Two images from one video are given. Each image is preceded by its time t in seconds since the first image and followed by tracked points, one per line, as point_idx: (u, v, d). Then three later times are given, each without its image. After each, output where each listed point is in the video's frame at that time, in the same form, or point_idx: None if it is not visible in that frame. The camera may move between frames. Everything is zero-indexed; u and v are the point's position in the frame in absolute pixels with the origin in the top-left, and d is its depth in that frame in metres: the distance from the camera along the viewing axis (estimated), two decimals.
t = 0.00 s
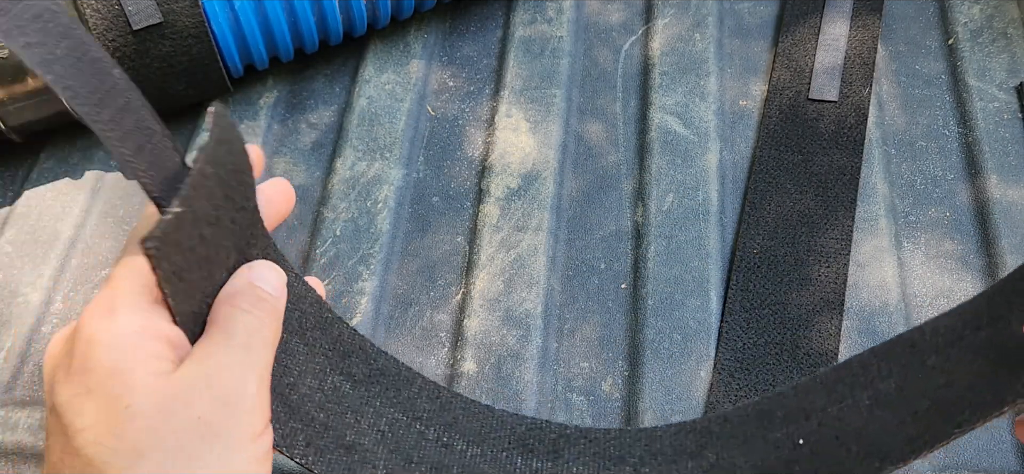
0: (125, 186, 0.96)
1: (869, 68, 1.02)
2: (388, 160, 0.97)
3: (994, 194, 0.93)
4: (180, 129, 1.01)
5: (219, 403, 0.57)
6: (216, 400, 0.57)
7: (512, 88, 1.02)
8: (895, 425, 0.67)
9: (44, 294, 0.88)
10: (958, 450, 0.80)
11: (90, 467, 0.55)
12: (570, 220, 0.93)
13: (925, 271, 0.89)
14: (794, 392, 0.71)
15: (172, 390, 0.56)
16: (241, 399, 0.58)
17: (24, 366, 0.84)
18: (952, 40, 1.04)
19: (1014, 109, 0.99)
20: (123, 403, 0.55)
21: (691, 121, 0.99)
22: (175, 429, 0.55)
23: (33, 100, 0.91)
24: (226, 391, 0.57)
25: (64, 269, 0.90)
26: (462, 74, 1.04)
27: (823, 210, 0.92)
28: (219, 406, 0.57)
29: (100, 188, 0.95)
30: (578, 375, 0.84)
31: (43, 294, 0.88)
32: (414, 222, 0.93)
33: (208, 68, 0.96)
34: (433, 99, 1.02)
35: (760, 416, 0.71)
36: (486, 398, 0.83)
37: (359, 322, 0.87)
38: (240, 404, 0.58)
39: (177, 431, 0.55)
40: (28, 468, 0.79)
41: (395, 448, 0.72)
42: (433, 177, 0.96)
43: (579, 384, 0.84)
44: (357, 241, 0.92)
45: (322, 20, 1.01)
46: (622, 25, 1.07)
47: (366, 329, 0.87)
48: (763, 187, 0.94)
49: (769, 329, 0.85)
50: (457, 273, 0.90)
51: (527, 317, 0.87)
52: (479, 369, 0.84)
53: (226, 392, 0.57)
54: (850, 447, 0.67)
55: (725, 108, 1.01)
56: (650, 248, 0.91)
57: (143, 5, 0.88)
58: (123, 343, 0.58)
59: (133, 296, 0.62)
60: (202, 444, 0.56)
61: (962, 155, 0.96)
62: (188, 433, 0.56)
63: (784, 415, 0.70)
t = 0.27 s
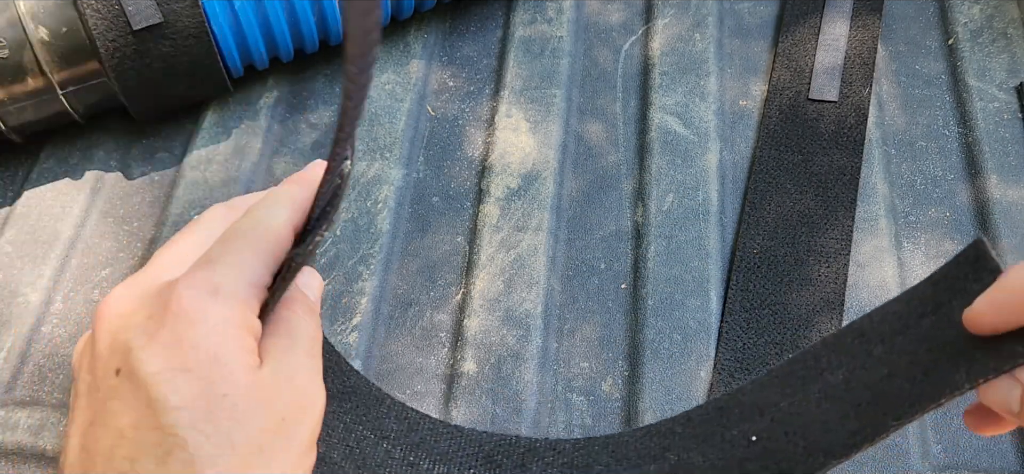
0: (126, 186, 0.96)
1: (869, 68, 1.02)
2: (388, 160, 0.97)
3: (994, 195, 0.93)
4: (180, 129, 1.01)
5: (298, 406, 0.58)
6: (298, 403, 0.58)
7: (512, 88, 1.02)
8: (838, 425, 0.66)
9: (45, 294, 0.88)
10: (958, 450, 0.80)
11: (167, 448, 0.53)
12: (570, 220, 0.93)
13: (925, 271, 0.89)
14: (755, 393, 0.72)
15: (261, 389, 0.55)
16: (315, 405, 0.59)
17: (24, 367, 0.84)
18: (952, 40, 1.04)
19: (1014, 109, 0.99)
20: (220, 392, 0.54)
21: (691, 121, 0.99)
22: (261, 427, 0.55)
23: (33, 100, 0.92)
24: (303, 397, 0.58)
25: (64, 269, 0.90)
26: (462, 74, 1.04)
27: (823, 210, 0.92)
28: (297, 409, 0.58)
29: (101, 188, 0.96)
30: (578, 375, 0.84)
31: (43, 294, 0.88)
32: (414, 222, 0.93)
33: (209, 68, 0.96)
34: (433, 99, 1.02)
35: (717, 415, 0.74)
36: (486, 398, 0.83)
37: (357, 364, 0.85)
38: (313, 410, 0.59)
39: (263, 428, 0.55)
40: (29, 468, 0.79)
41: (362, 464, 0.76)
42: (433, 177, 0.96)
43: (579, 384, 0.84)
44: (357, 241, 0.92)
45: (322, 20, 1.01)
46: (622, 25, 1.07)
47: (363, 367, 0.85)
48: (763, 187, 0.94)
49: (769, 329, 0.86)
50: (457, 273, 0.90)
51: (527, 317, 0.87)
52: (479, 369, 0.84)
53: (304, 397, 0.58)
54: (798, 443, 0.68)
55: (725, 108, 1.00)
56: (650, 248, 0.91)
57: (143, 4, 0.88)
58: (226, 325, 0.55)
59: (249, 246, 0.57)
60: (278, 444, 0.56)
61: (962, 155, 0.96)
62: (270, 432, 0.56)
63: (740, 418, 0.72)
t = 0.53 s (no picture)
0: (126, 186, 0.96)
1: (869, 68, 1.02)
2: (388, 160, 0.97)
3: (994, 195, 0.93)
4: (180, 129, 1.01)
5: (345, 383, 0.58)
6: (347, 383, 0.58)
7: (512, 88, 1.02)
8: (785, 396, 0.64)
9: (45, 294, 0.88)
10: (958, 450, 0.80)
11: (230, 418, 0.52)
12: (570, 220, 0.93)
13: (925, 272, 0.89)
14: (714, 383, 0.71)
15: (319, 367, 0.55)
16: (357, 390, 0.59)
17: (24, 367, 0.84)
18: (952, 40, 1.04)
19: (1014, 109, 0.99)
20: (287, 369, 0.53)
21: (691, 121, 0.99)
22: (316, 406, 0.55)
23: (33, 100, 0.92)
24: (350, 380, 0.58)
25: (64, 269, 0.90)
26: (462, 74, 1.04)
27: (823, 210, 0.92)
28: (344, 391, 0.58)
29: (101, 188, 0.96)
30: (578, 375, 0.84)
31: (44, 294, 0.88)
32: (414, 222, 0.93)
33: (209, 68, 0.96)
34: (433, 99, 1.02)
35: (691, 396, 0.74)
36: (485, 398, 0.83)
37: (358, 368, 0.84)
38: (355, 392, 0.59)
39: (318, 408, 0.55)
40: (29, 468, 0.79)
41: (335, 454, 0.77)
42: (433, 177, 0.96)
43: (579, 384, 0.84)
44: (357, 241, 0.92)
45: (322, 20, 1.01)
46: (622, 25, 1.07)
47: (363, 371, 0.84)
48: (763, 187, 0.94)
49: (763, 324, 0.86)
50: (457, 273, 0.90)
51: (527, 317, 0.87)
52: (479, 369, 0.84)
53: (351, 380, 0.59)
54: (747, 422, 0.65)
55: (725, 108, 1.00)
56: (649, 248, 0.91)
57: (143, 4, 0.88)
58: (301, 299, 0.53)
59: (315, 199, 0.55)
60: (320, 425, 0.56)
61: (962, 155, 0.96)
62: (319, 412, 0.56)
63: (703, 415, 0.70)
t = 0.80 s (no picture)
0: (126, 186, 0.96)
1: (869, 68, 1.02)
2: (388, 160, 0.97)
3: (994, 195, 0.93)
4: (180, 129, 1.01)
5: (318, 342, 0.56)
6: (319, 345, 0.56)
7: (512, 88, 1.02)
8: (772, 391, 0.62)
9: (45, 294, 0.88)
10: (958, 449, 0.80)
11: (189, 386, 0.54)
12: (570, 220, 0.93)
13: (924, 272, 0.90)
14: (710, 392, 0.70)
15: (286, 329, 0.54)
16: (337, 348, 0.57)
17: (24, 367, 0.84)
18: (953, 40, 1.04)
19: (1014, 109, 0.99)
20: (243, 334, 0.53)
21: (691, 121, 0.99)
22: (281, 371, 0.54)
23: (32, 100, 0.92)
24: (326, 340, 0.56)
25: (63, 270, 0.90)
26: (462, 74, 1.04)
27: (823, 210, 0.92)
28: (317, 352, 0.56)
29: (101, 188, 0.95)
30: (578, 375, 0.84)
31: (43, 293, 0.88)
32: (414, 222, 0.93)
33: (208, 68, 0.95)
34: (433, 98, 1.02)
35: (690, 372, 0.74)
36: (485, 398, 0.83)
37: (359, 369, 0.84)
38: (336, 350, 0.57)
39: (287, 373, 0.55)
40: (29, 468, 0.79)
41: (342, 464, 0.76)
42: (433, 177, 0.96)
43: (579, 384, 0.84)
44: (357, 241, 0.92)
45: (322, 20, 1.01)
46: (622, 25, 1.07)
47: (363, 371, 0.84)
48: (763, 187, 0.94)
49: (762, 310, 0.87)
50: (457, 273, 0.90)
51: (527, 318, 0.87)
52: (479, 369, 0.84)
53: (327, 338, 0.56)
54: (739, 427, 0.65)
55: (725, 108, 1.00)
56: (649, 248, 0.91)
57: (143, 4, 0.88)
58: (262, 261, 0.54)
59: (261, 150, 0.56)
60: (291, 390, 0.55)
61: (963, 155, 0.96)
62: (286, 378, 0.55)
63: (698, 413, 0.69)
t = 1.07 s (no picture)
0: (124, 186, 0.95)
1: (870, 68, 1.01)
2: (388, 160, 0.97)
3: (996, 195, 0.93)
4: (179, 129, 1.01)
5: (242, 312, 0.58)
6: (240, 312, 0.58)
7: (512, 87, 1.02)
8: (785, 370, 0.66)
9: (43, 294, 0.88)
10: (960, 450, 0.79)
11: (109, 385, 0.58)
12: (570, 220, 0.92)
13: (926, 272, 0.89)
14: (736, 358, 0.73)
15: (200, 305, 0.57)
16: (259, 317, 0.59)
17: (22, 368, 0.83)
18: (954, 40, 1.04)
19: (1016, 108, 0.98)
20: (143, 319, 0.56)
21: (691, 120, 0.99)
22: (200, 347, 0.57)
23: (31, 100, 0.91)
24: (246, 308, 0.58)
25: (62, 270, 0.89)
26: (462, 74, 1.03)
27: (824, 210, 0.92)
28: (239, 321, 0.58)
29: (99, 188, 0.95)
30: (578, 375, 0.84)
31: (41, 294, 0.88)
32: (414, 222, 0.93)
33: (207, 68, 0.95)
34: (432, 98, 1.02)
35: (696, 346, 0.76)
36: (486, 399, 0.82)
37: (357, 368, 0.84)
38: (259, 316, 0.59)
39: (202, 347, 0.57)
40: (28, 469, 0.78)
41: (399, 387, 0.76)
42: (433, 176, 0.96)
43: (580, 385, 0.83)
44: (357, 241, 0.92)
45: (322, 20, 1.01)
46: (622, 25, 1.07)
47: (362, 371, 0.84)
48: (763, 187, 0.93)
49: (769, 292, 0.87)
50: (457, 273, 0.90)
51: (527, 318, 0.86)
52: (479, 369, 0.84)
53: (250, 304, 0.58)
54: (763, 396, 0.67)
55: (725, 108, 1.00)
56: (650, 248, 0.90)
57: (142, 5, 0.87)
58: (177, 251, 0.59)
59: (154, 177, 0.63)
60: (212, 363, 0.57)
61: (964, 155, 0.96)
62: (205, 351, 0.57)
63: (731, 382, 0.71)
